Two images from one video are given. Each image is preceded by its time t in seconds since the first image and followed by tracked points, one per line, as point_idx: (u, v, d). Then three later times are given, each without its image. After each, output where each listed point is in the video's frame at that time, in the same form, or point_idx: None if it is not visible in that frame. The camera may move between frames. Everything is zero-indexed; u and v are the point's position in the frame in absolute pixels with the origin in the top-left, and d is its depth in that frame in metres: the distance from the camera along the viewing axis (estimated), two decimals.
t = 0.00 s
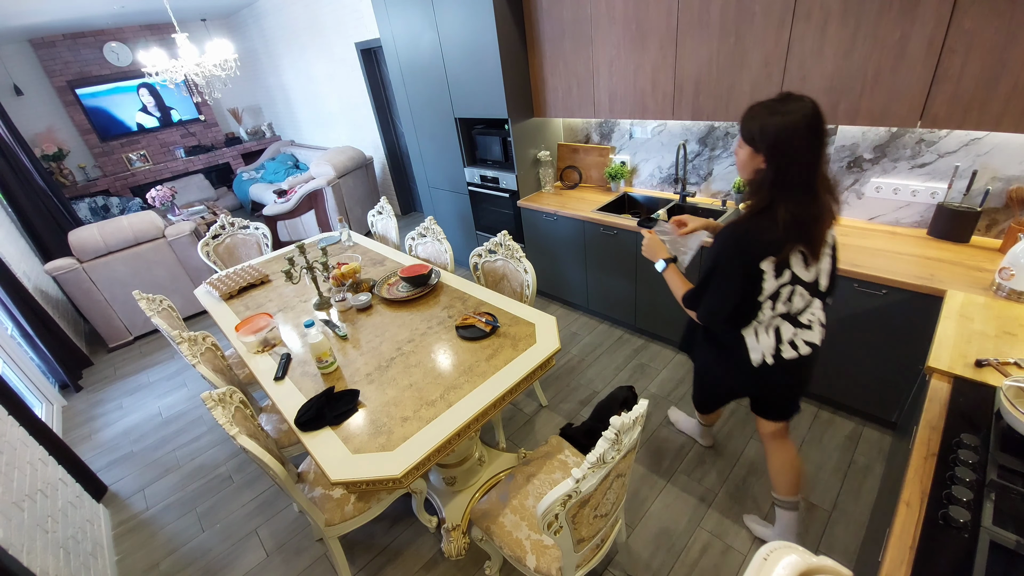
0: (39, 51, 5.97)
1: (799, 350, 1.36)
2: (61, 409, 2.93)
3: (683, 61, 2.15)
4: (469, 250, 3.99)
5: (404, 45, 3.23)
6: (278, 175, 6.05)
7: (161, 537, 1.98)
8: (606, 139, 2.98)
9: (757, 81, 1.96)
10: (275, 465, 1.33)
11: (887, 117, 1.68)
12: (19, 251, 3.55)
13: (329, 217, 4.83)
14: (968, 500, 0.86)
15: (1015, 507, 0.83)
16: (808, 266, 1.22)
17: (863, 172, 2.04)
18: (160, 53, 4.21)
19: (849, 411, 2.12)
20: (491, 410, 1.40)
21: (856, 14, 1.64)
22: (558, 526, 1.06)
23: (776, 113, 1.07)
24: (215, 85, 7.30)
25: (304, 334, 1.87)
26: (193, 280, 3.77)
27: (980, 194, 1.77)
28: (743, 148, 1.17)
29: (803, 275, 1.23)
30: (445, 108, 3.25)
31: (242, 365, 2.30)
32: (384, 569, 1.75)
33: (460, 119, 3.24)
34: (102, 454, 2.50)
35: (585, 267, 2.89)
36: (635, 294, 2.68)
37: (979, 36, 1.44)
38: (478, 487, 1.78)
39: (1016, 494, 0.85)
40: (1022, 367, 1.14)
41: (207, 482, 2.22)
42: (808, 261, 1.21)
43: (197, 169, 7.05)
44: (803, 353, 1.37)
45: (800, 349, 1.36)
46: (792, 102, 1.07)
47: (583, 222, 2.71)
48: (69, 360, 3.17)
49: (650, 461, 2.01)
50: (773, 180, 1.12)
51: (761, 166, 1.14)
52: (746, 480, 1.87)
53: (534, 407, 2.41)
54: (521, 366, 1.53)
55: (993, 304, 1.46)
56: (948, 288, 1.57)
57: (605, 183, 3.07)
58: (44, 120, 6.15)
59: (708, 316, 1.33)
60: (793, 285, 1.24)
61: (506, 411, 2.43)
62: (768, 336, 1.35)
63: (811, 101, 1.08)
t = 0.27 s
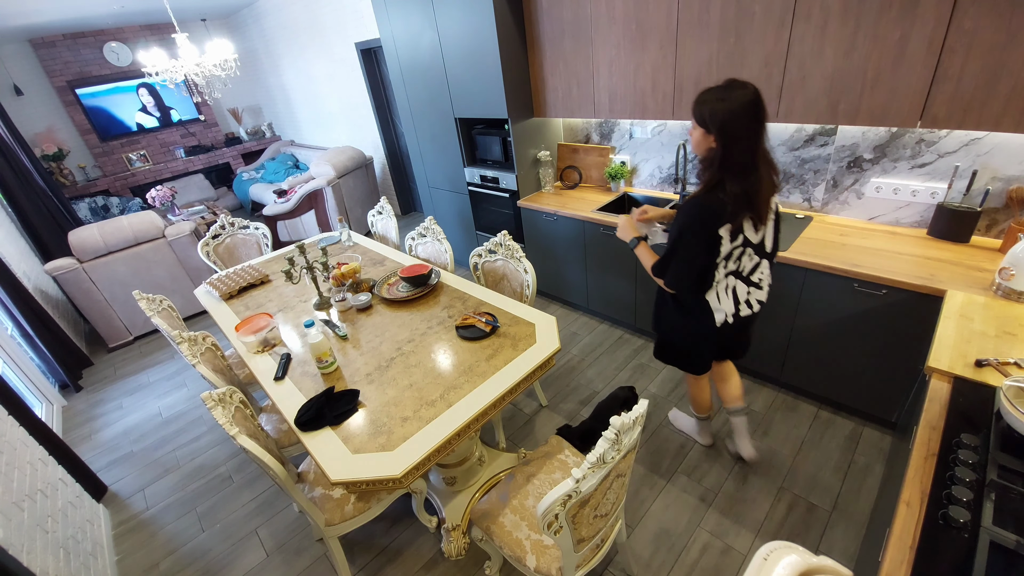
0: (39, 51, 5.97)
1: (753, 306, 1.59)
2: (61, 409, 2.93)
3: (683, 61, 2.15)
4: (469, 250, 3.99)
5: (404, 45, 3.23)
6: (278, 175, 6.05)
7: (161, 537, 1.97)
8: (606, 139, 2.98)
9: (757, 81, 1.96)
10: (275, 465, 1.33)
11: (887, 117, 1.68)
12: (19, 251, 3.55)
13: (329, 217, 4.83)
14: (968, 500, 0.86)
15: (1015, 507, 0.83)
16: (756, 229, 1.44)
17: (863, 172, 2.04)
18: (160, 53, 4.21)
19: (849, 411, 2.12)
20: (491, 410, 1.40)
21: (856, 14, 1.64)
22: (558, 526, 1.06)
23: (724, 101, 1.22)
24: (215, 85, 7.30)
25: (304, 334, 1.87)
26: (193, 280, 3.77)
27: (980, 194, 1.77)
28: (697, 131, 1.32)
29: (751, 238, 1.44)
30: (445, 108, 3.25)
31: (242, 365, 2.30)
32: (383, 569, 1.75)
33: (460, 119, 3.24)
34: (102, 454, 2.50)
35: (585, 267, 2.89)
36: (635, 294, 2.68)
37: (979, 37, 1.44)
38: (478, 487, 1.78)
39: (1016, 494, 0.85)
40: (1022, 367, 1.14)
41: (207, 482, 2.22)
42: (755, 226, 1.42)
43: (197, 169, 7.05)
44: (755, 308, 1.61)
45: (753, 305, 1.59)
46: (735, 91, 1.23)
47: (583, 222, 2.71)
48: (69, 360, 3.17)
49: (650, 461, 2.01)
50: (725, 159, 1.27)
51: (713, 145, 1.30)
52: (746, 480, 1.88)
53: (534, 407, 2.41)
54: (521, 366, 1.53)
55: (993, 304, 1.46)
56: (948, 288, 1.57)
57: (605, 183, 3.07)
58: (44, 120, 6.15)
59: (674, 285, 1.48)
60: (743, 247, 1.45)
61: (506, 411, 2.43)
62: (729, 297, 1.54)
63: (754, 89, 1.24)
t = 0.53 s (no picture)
0: (39, 51, 5.97)
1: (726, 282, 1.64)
2: (61, 409, 2.93)
3: (683, 61, 2.15)
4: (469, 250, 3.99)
5: (404, 45, 3.23)
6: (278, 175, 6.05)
7: (161, 537, 1.97)
8: (606, 139, 2.98)
9: (757, 81, 1.96)
10: (275, 465, 1.33)
11: (887, 117, 1.68)
12: (19, 251, 3.55)
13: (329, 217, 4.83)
14: (968, 500, 0.86)
15: (1015, 507, 0.83)
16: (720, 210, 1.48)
17: (863, 172, 2.04)
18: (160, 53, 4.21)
19: (849, 411, 2.12)
20: (491, 410, 1.40)
21: (856, 14, 1.64)
22: (558, 526, 1.06)
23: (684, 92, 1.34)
24: (215, 85, 7.30)
25: (304, 334, 1.87)
26: (193, 280, 3.77)
27: (980, 194, 1.77)
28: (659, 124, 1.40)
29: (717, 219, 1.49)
30: (445, 108, 3.25)
31: (242, 365, 2.30)
32: (383, 569, 1.75)
33: (460, 119, 3.24)
34: (102, 454, 2.50)
35: (585, 267, 2.89)
36: (635, 294, 2.68)
37: (979, 37, 1.44)
38: (478, 487, 1.78)
39: (1017, 494, 0.85)
40: (1021, 368, 1.14)
41: (208, 482, 2.22)
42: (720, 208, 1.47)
43: (197, 169, 7.05)
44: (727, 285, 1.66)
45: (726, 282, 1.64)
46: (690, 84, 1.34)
47: (583, 222, 2.71)
48: (69, 360, 3.17)
49: (650, 461, 2.01)
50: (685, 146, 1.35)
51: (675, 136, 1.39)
52: (746, 480, 1.88)
53: (534, 407, 2.41)
54: (521, 366, 1.53)
55: (993, 304, 1.46)
56: (948, 288, 1.57)
57: (605, 183, 3.07)
58: (44, 120, 6.15)
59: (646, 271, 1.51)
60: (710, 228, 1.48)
61: (506, 411, 2.43)
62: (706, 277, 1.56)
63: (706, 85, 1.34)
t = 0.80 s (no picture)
0: (39, 51, 5.97)
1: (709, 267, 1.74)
2: (61, 409, 2.93)
3: (683, 61, 2.15)
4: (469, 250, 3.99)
5: (404, 45, 3.23)
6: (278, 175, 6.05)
7: (161, 537, 1.98)
8: (606, 139, 2.98)
9: (757, 81, 1.96)
10: (275, 465, 1.33)
11: (887, 117, 1.68)
12: (19, 251, 3.55)
13: (329, 217, 4.83)
14: (968, 500, 0.86)
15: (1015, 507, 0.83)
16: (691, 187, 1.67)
17: (863, 172, 2.04)
18: (160, 53, 4.21)
19: (849, 411, 2.12)
20: (491, 410, 1.40)
21: (856, 14, 1.64)
22: (558, 526, 1.06)
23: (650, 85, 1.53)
24: (215, 85, 7.30)
25: (304, 334, 1.87)
26: (193, 280, 3.77)
27: (980, 193, 1.77)
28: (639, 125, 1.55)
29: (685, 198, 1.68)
30: (445, 108, 3.25)
31: (242, 365, 2.30)
32: (383, 569, 1.75)
33: (460, 119, 3.24)
34: (102, 454, 2.50)
35: (585, 267, 2.89)
36: (636, 294, 2.68)
37: (979, 37, 1.44)
38: (478, 487, 1.78)
39: (1017, 494, 0.85)
40: (1022, 368, 1.15)
41: (208, 482, 2.23)
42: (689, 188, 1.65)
43: (197, 169, 7.05)
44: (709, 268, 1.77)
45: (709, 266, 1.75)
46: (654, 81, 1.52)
47: (583, 222, 2.71)
48: (69, 360, 3.17)
49: (650, 461, 2.01)
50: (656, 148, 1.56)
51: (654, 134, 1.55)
52: (746, 480, 1.88)
53: (534, 407, 2.41)
54: (521, 366, 1.53)
55: (993, 304, 1.46)
56: (948, 288, 1.57)
57: (605, 183, 3.07)
58: (44, 120, 6.16)
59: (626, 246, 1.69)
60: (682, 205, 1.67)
61: (505, 411, 2.43)
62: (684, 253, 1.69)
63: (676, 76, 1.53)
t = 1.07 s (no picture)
0: (39, 51, 5.97)
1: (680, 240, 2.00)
2: (61, 409, 2.93)
3: (683, 61, 2.15)
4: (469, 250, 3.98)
5: (404, 45, 3.23)
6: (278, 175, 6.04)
7: (161, 537, 1.97)
8: (606, 139, 2.98)
9: (757, 81, 1.96)
10: (275, 465, 1.33)
11: (887, 117, 1.68)
12: (19, 251, 3.55)
13: (329, 217, 4.83)
14: (968, 500, 0.86)
15: (1015, 507, 0.83)
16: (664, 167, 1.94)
17: (863, 172, 2.04)
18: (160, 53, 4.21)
19: (848, 411, 2.12)
20: (491, 410, 1.40)
21: (856, 14, 1.64)
22: (558, 526, 1.06)
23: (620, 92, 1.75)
24: (215, 85, 7.30)
25: (304, 334, 1.87)
26: (193, 280, 3.77)
27: (980, 193, 1.77)
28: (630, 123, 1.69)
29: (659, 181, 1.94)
30: (445, 108, 3.25)
31: (242, 365, 2.30)
32: (383, 569, 1.75)
33: (460, 119, 3.24)
34: (102, 454, 2.50)
35: (585, 267, 2.89)
36: (636, 294, 2.68)
37: (978, 37, 1.44)
38: (478, 487, 1.78)
39: (1017, 494, 0.85)
40: (1022, 368, 1.14)
41: (208, 482, 2.23)
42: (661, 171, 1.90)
43: (197, 169, 7.05)
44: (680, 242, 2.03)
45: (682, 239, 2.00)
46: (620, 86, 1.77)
47: (583, 222, 2.71)
48: (69, 360, 3.17)
49: (650, 461, 2.02)
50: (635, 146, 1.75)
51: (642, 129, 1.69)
52: (746, 480, 1.88)
53: (534, 407, 2.42)
54: (521, 366, 1.52)
55: (993, 304, 1.46)
56: (948, 288, 1.57)
57: (605, 183, 3.07)
58: (44, 120, 6.16)
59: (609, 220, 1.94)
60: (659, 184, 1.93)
61: (506, 411, 2.43)
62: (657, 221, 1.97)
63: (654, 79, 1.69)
